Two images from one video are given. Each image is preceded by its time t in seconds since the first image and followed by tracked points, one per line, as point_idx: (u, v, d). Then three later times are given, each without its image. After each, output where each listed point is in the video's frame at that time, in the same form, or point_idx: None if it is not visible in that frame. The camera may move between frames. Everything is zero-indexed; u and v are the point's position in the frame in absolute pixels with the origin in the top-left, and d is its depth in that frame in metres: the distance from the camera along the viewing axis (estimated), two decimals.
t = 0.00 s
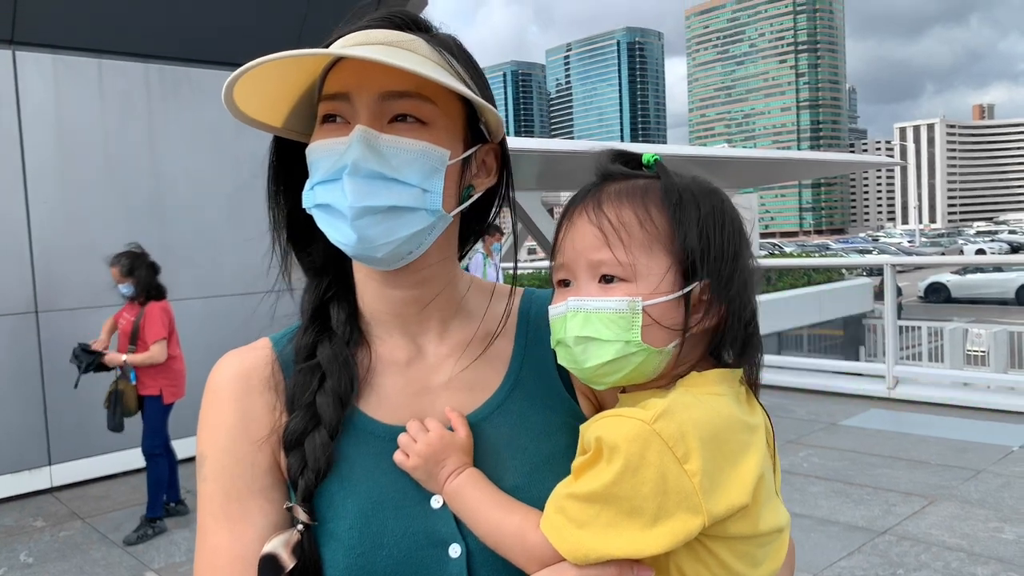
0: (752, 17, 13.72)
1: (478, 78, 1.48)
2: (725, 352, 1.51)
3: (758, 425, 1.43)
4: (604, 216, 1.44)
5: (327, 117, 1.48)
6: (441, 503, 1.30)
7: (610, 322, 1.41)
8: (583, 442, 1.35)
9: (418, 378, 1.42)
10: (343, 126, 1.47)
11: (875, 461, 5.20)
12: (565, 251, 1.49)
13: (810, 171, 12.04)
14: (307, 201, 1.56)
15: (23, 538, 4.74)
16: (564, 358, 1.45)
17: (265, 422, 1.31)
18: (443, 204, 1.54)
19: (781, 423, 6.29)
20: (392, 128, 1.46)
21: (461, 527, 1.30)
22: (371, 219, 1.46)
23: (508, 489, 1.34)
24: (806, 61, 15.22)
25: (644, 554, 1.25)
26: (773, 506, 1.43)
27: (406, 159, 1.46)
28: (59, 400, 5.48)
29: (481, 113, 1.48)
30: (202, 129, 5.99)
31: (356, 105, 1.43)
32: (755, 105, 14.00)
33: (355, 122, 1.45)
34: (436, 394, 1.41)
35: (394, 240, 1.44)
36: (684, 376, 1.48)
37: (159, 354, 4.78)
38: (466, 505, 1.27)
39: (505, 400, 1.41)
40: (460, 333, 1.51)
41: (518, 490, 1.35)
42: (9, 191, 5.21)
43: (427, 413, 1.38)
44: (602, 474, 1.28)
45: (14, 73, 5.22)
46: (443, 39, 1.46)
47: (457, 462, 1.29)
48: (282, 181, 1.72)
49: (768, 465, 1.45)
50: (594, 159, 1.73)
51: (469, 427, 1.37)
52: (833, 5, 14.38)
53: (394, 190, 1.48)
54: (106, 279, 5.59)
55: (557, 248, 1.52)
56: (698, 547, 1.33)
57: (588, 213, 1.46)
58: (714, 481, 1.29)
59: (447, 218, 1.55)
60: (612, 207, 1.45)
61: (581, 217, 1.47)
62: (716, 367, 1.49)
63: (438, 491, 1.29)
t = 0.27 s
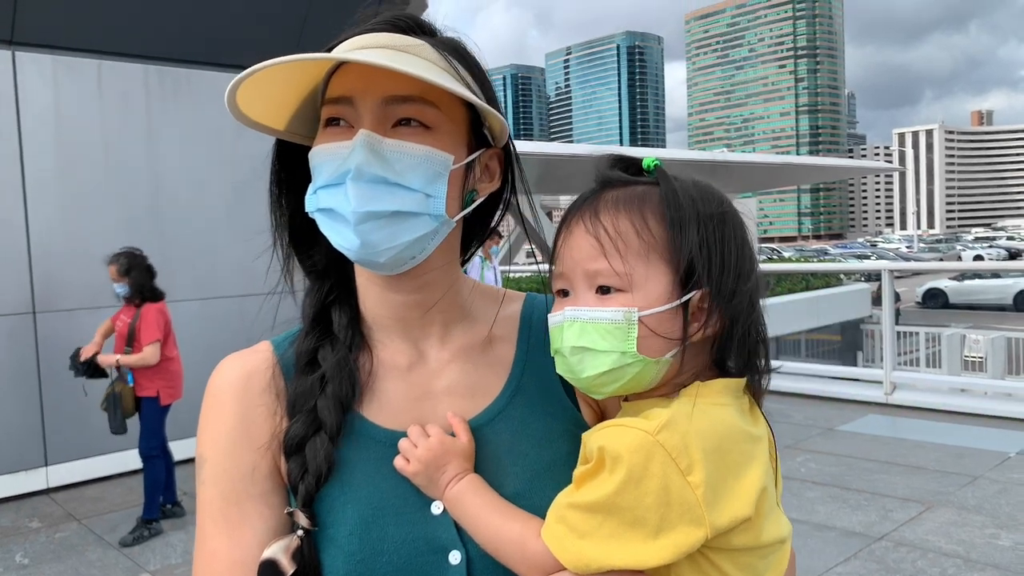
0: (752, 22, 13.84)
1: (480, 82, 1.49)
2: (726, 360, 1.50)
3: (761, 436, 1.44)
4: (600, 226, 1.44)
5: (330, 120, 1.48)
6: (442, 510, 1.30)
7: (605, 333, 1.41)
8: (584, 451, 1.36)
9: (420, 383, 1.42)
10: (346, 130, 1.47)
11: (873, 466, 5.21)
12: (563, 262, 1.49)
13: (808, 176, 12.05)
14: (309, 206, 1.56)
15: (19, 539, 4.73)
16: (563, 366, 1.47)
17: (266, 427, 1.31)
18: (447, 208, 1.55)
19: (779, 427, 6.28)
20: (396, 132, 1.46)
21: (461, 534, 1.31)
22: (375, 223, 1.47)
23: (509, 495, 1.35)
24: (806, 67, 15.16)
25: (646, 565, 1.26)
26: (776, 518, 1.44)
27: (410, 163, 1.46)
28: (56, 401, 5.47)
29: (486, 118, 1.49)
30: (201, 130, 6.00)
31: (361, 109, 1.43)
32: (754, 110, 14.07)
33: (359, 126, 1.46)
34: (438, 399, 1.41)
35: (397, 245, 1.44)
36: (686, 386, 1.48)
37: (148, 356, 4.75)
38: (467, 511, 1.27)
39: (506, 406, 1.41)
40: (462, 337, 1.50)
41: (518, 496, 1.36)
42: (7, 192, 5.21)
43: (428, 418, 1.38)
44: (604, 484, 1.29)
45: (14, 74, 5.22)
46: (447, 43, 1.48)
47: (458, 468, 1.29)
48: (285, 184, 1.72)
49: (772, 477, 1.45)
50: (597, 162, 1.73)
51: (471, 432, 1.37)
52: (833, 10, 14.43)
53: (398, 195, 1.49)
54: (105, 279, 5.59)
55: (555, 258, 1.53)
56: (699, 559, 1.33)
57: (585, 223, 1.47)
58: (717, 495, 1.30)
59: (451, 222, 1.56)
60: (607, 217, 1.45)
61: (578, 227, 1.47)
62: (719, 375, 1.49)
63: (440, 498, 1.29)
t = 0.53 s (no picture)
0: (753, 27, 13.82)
1: (484, 87, 1.50)
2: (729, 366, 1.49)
3: (764, 442, 1.44)
4: (601, 232, 1.46)
5: (334, 123, 1.48)
6: (443, 515, 1.30)
7: (603, 338, 1.43)
8: (587, 456, 1.37)
9: (420, 387, 1.42)
10: (351, 134, 1.48)
11: (871, 472, 5.20)
12: (563, 266, 1.51)
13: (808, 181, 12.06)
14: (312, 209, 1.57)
15: (16, 541, 4.72)
16: (561, 369, 1.49)
17: (265, 429, 1.32)
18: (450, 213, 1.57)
19: (777, 432, 6.28)
20: (400, 136, 1.47)
21: (461, 538, 1.31)
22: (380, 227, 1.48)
23: (510, 500, 1.35)
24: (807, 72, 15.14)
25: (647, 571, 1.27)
26: (779, 524, 1.44)
27: (415, 168, 1.48)
28: (55, 402, 5.47)
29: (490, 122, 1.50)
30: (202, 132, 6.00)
31: (365, 112, 1.44)
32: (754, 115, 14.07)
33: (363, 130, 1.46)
34: (438, 402, 1.41)
35: (401, 249, 1.46)
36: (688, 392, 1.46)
37: (146, 357, 4.75)
38: (467, 516, 1.28)
39: (506, 410, 1.42)
40: (463, 341, 1.51)
41: (518, 501, 1.36)
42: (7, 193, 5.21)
43: (428, 422, 1.39)
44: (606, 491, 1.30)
45: (15, 75, 5.23)
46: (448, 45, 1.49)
47: (458, 473, 1.30)
48: (286, 186, 1.73)
49: (776, 483, 1.45)
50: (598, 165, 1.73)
51: (472, 437, 1.38)
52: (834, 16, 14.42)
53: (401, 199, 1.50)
54: (104, 281, 5.59)
55: (556, 262, 1.55)
56: (701, 565, 1.34)
57: (585, 228, 1.49)
58: (719, 501, 1.30)
59: (454, 227, 1.58)
60: (608, 222, 1.47)
61: (579, 232, 1.50)
62: (722, 384, 1.47)
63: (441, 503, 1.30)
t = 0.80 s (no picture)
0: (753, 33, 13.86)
1: (485, 91, 1.51)
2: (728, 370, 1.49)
3: (764, 448, 1.45)
4: (604, 237, 1.46)
5: (335, 127, 1.48)
6: (442, 518, 1.30)
7: (605, 343, 1.42)
8: (586, 462, 1.37)
9: (420, 389, 1.42)
10: (352, 139, 1.48)
11: (870, 477, 5.20)
12: (566, 270, 1.51)
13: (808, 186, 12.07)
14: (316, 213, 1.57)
15: (14, 541, 4.72)
16: (562, 373, 1.49)
17: (265, 430, 1.32)
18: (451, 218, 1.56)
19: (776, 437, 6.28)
20: (402, 141, 1.47)
21: (460, 541, 1.31)
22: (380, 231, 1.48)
23: (510, 503, 1.36)
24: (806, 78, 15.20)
25: None
26: (779, 529, 1.44)
27: (415, 174, 1.48)
28: (54, 402, 5.47)
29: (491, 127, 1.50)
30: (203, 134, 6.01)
31: (366, 118, 1.44)
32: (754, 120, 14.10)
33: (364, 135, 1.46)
34: (438, 405, 1.41)
35: (402, 254, 1.47)
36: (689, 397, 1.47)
37: (147, 357, 4.75)
38: (467, 520, 1.28)
39: (506, 413, 1.42)
40: (463, 343, 1.51)
41: (518, 504, 1.36)
42: (8, 193, 5.22)
43: (427, 424, 1.39)
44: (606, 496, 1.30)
45: (17, 76, 5.24)
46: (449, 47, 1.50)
47: (458, 477, 1.30)
48: (286, 188, 1.73)
49: (776, 490, 1.46)
50: (602, 168, 1.73)
51: (471, 439, 1.37)
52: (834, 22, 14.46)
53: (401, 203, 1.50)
54: (104, 282, 5.60)
55: (558, 267, 1.54)
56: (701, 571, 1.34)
57: (588, 233, 1.48)
58: (719, 506, 1.31)
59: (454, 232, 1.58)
60: (610, 227, 1.47)
61: (582, 237, 1.49)
62: (723, 389, 1.49)
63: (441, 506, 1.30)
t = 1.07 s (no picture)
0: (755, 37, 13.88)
1: (491, 93, 1.51)
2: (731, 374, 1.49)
3: (765, 454, 1.45)
4: (608, 241, 1.46)
5: (340, 129, 1.48)
6: (442, 519, 1.30)
7: (608, 347, 1.42)
8: (587, 465, 1.37)
9: (420, 390, 1.42)
10: (355, 143, 1.48)
11: (871, 481, 5.19)
12: (569, 273, 1.51)
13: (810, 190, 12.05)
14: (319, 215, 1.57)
15: (14, 541, 4.72)
16: (564, 376, 1.48)
17: (264, 429, 1.32)
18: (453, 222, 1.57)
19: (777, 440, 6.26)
20: (406, 145, 1.47)
21: (460, 542, 1.31)
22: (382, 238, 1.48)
23: (510, 505, 1.35)
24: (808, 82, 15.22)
25: None
26: (779, 535, 1.44)
27: (419, 178, 1.48)
28: (55, 403, 5.47)
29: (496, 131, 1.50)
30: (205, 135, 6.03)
31: (371, 124, 1.44)
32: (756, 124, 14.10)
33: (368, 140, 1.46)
34: (438, 406, 1.41)
35: (405, 259, 1.46)
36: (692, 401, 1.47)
37: (145, 356, 4.74)
38: (467, 521, 1.28)
39: (507, 414, 1.41)
40: (463, 343, 1.50)
41: (518, 506, 1.36)
42: (9, 194, 5.23)
43: (428, 425, 1.38)
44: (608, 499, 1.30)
45: (19, 76, 5.25)
46: (452, 49, 1.50)
47: (458, 479, 1.30)
48: (288, 187, 1.73)
49: (777, 495, 1.46)
50: (606, 168, 1.73)
51: (472, 441, 1.37)
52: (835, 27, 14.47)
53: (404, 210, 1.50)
54: (105, 282, 5.61)
55: (562, 269, 1.54)
56: None
57: (592, 236, 1.48)
58: (721, 512, 1.30)
59: (456, 236, 1.58)
60: (613, 231, 1.47)
61: (585, 240, 1.49)
62: (725, 394, 1.48)
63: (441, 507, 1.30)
